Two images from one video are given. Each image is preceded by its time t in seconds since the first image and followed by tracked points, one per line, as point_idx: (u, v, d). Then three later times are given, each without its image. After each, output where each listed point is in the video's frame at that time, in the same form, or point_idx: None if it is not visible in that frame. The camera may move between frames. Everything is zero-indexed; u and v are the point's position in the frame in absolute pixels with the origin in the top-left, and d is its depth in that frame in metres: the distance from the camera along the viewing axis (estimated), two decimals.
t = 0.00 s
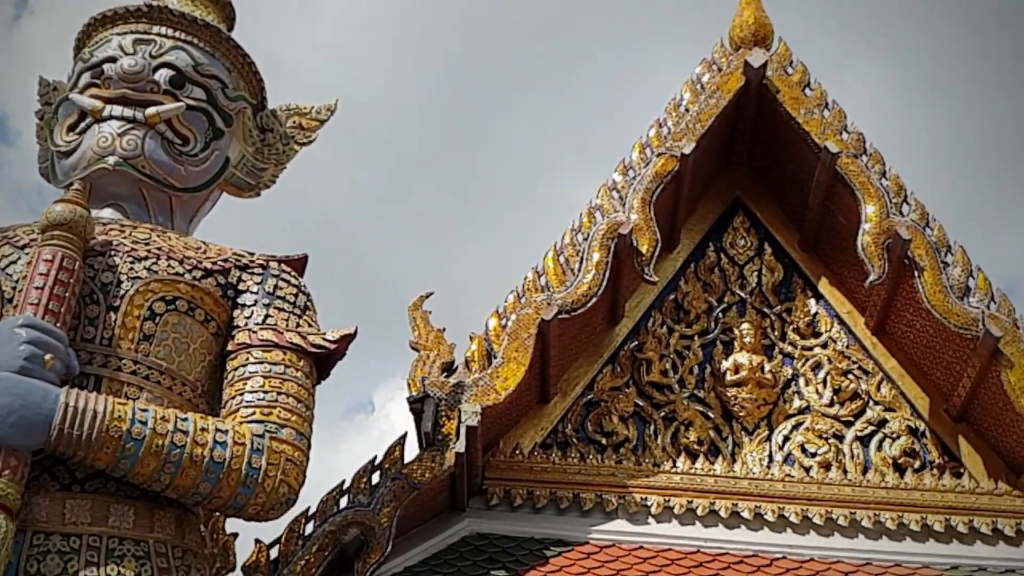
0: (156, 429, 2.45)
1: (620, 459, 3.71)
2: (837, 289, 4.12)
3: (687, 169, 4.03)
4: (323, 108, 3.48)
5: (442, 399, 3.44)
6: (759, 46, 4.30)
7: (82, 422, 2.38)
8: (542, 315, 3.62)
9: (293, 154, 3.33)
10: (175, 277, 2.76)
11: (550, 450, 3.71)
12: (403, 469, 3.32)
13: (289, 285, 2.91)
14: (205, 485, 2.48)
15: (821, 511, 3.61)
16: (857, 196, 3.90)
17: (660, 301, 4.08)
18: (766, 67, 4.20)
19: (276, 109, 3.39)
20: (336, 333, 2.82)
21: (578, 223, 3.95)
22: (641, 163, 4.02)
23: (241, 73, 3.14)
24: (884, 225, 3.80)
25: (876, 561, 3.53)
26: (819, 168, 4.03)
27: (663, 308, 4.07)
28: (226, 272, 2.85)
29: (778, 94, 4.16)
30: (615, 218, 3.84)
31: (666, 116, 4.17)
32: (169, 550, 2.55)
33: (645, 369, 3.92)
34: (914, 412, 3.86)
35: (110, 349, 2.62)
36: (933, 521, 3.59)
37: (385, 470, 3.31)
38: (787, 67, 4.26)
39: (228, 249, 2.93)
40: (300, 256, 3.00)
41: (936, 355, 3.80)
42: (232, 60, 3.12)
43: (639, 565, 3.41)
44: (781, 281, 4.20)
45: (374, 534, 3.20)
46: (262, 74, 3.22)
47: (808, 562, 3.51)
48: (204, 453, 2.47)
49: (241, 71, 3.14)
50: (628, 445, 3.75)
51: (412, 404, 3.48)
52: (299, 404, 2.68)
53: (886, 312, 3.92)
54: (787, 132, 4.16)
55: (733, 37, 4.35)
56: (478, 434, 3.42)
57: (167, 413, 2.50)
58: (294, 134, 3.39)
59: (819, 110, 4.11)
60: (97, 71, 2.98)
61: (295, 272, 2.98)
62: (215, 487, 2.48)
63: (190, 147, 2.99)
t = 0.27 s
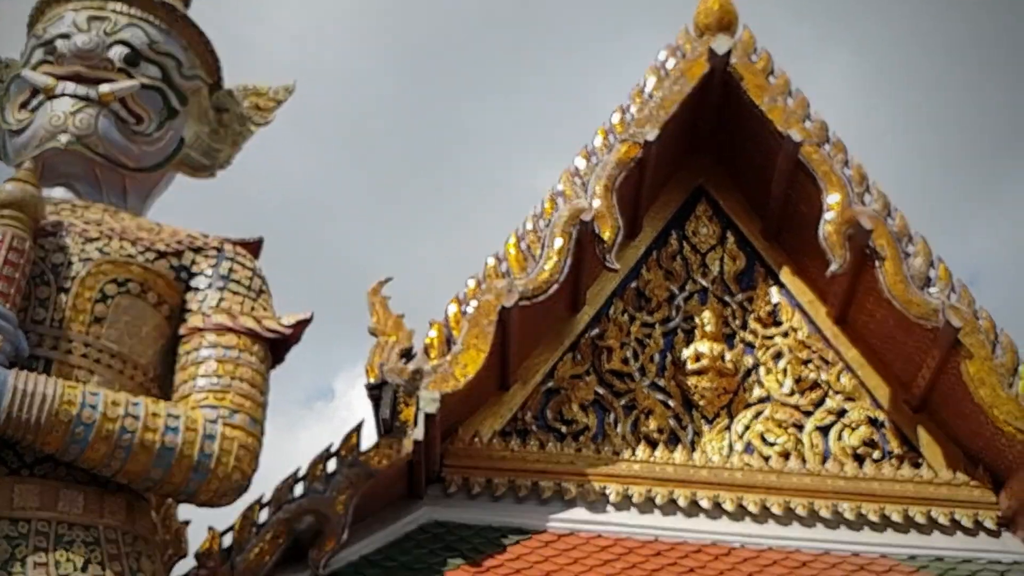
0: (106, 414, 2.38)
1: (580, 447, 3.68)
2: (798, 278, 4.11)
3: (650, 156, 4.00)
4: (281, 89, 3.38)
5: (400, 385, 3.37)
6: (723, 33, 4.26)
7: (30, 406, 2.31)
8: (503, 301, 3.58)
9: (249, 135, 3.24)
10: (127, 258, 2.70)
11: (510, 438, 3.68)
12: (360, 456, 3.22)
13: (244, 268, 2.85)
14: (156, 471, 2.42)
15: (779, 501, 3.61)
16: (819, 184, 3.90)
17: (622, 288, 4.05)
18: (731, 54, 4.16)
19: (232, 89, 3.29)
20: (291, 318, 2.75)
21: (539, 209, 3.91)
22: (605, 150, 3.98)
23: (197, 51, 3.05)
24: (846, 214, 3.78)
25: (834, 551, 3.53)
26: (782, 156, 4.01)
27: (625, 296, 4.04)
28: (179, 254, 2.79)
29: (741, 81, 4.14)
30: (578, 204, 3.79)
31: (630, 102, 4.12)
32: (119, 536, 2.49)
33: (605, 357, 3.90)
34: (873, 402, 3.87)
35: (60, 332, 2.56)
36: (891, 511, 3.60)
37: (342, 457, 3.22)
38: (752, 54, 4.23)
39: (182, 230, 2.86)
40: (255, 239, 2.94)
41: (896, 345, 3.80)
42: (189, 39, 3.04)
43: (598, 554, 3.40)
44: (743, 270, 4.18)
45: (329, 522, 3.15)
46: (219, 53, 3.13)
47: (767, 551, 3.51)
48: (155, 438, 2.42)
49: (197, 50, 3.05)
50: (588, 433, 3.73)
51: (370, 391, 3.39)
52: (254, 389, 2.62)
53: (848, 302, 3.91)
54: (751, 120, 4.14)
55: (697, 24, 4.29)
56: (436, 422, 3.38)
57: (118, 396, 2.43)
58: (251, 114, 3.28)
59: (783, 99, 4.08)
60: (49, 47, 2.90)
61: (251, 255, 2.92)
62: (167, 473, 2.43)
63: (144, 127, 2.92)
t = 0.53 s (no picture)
0: (75, 398, 2.40)
1: (548, 433, 3.73)
2: (765, 268, 4.17)
3: (620, 146, 4.04)
4: (252, 75, 3.38)
5: (371, 371, 3.41)
6: (692, 23, 4.29)
7: None
8: (472, 289, 3.62)
9: (220, 121, 3.24)
10: (97, 243, 2.71)
11: (479, 424, 3.71)
12: (331, 442, 3.28)
13: (214, 254, 2.87)
14: (126, 455, 2.44)
15: (745, 486, 3.67)
16: (786, 174, 3.96)
17: (592, 276, 4.08)
18: (700, 44, 4.21)
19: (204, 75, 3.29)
20: (262, 304, 2.77)
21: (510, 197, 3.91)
22: (575, 139, 4.00)
23: (168, 37, 3.04)
24: (813, 204, 3.84)
25: (798, 536, 3.60)
26: (750, 147, 4.06)
27: (594, 284, 4.08)
28: (150, 239, 2.80)
29: (710, 72, 4.19)
30: (548, 193, 3.83)
31: (601, 91, 4.14)
32: (89, 520, 2.51)
33: (575, 344, 3.94)
34: (838, 390, 3.93)
35: (30, 317, 2.58)
36: (854, 497, 3.66)
37: (312, 442, 3.28)
38: (721, 45, 4.27)
39: (152, 215, 2.87)
40: (226, 225, 2.95)
41: (861, 334, 3.86)
42: (160, 24, 3.03)
43: (565, 538, 3.44)
44: (711, 259, 4.22)
45: (299, 506, 3.18)
46: (190, 38, 3.11)
47: (733, 536, 3.57)
48: (124, 423, 2.44)
49: (169, 36, 3.04)
50: (557, 420, 3.77)
51: (340, 377, 3.40)
52: (223, 375, 2.64)
53: (813, 291, 3.97)
54: (719, 111, 4.18)
55: (668, 14, 4.31)
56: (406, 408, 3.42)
57: (87, 381, 2.45)
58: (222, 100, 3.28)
59: (751, 89, 4.14)
60: (19, 32, 2.90)
61: (221, 240, 2.92)
62: (136, 457, 2.45)
63: (115, 113, 2.93)
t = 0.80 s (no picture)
0: (47, 381, 2.41)
1: (522, 419, 3.75)
2: (738, 257, 4.19)
3: (595, 134, 4.05)
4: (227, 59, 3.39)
5: (345, 357, 3.42)
6: (668, 13, 4.31)
7: None
8: (447, 275, 3.63)
9: (195, 105, 3.24)
10: (69, 226, 2.71)
11: (453, 410, 3.73)
12: (304, 426, 3.30)
13: (188, 237, 2.86)
14: (97, 438, 2.45)
15: (715, 473, 3.70)
16: (758, 164, 3.98)
17: (566, 263, 4.10)
18: (675, 34, 4.23)
19: (178, 58, 3.29)
20: (235, 287, 2.78)
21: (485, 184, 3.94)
22: (551, 127, 4.01)
23: (144, 20, 3.04)
24: (784, 194, 3.87)
25: (766, 522, 3.64)
26: (724, 137, 4.09)
27: (569, 271, 4.10)
28: (123, 222, 2.80)
29: (685, 62, 4.21)
30: (523, 180, 3.85)
31: (576, 80, 4.16)
32: (61, 502, 2.53)
33: (549, 331, 3.96)
34: (807, 378, 3.96)
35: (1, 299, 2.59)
36: (823, 484, 3.70)
37: (285, 427, 3.28)
38: (696, 35, 4.30)
39: (125, 198, 2.87)
40: (199, 208, 2.95)
41: (831, 323, 3.90)
42: (135, 7, 3.03)
43: (537, 523, 3.47)
44: (684, 247, 4.25)
45: (272, 491, 3.19)
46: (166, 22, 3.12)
47: (702, 522, 3.61)
48: (96, 406, 2.44)
49: (144, 19, 3.04)
50: (530, 406, 3.79)
51: (313, 362, 3.43)
52: (195, 358, 2.64)
53: (785, 280, 4.00)
54: (694, 101, 4.21)
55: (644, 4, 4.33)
56: (380, 392, 3.42)
57: (59, 363, 2.45)
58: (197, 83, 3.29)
59: (725, 80, 4.17)
60: None
61: (195, 224, 2.92)
62: (107, 440, 2.45)
63: (89, 95, 2.92)
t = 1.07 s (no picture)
0: (7, 360, 2.36)
1: (492, 406, 3.73)
2: (709, 245, 4.19)
3: (568, 120, 4.03)
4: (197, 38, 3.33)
5: (313, 341, 3.39)
6: None
7: None
8: (418, 260, 3.60)
9: (163, 83, 3.18)
10: (32, 204, 2.65)
11: (423, 396, 3.70)
12: (271, 411, 3.27)
13: (153, 218, 2.82)
14: (58, 420, 2.41)
15: (684, 460, 3.70)
16: (730, 152, 3.98)
17: (538, 249, 4.08)
18: (650, 20, 4.21)
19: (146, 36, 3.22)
20: (201, 270, 2.74)
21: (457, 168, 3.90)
22: (524, 112, 3.99)
23: None
24: (756, 182, 3.86)
25: (734, 510, 3.64)
26: (697, 124, 4.08)
27: (541, 257, 4.08)
28: (87, 201, 2.75)
29: (659, 49, 4.20)
30: (496, 165, 3.81)
31: (550, 65, 4.14)
32: (20, 485, 2.49)
33: (520, 317, 3.94)
34: (777, 366, 3.97)
35: None
36: (790, 473, 3.71)
37: (251, 411, 3.26)
38: (670, 22, 4.28)
39: (90, 177, 2.82)
40: (165, 188, 2.91)
41: (802, 313, 3.90)
42: None
43: (505, 510, 3.46)
44: (656, 235, 4.24)
45: (237, 476, 3.16)
46: None
47: (670, 509, 3.61)
48: (57, 387, 2.41)
49: None
50: (500, 392, 3.77)
51: (281, 345, 3.40)
52: (159, 340, 2.61)
53: (756, 269, 4.00)
54: (668, 88, 4.19)
55: None
56: (348, 376, 3.38)
57: (20, 344, 2.41)
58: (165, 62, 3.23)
59: (699, 67, 4.15)
60: None
61: (160, 204, 2.89)
62: (69, 422, 2.42)
63: (54, 72, 2.87)
